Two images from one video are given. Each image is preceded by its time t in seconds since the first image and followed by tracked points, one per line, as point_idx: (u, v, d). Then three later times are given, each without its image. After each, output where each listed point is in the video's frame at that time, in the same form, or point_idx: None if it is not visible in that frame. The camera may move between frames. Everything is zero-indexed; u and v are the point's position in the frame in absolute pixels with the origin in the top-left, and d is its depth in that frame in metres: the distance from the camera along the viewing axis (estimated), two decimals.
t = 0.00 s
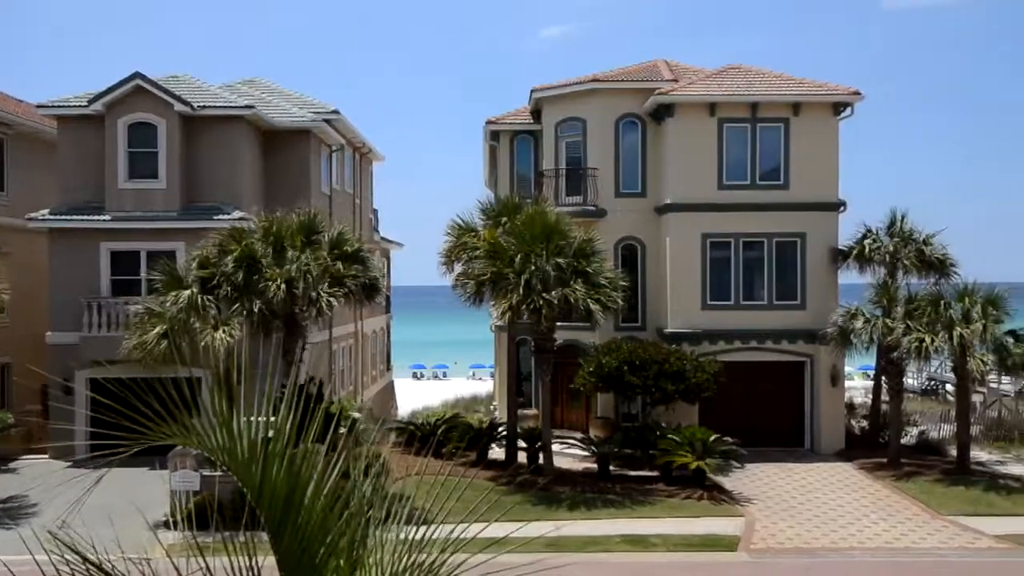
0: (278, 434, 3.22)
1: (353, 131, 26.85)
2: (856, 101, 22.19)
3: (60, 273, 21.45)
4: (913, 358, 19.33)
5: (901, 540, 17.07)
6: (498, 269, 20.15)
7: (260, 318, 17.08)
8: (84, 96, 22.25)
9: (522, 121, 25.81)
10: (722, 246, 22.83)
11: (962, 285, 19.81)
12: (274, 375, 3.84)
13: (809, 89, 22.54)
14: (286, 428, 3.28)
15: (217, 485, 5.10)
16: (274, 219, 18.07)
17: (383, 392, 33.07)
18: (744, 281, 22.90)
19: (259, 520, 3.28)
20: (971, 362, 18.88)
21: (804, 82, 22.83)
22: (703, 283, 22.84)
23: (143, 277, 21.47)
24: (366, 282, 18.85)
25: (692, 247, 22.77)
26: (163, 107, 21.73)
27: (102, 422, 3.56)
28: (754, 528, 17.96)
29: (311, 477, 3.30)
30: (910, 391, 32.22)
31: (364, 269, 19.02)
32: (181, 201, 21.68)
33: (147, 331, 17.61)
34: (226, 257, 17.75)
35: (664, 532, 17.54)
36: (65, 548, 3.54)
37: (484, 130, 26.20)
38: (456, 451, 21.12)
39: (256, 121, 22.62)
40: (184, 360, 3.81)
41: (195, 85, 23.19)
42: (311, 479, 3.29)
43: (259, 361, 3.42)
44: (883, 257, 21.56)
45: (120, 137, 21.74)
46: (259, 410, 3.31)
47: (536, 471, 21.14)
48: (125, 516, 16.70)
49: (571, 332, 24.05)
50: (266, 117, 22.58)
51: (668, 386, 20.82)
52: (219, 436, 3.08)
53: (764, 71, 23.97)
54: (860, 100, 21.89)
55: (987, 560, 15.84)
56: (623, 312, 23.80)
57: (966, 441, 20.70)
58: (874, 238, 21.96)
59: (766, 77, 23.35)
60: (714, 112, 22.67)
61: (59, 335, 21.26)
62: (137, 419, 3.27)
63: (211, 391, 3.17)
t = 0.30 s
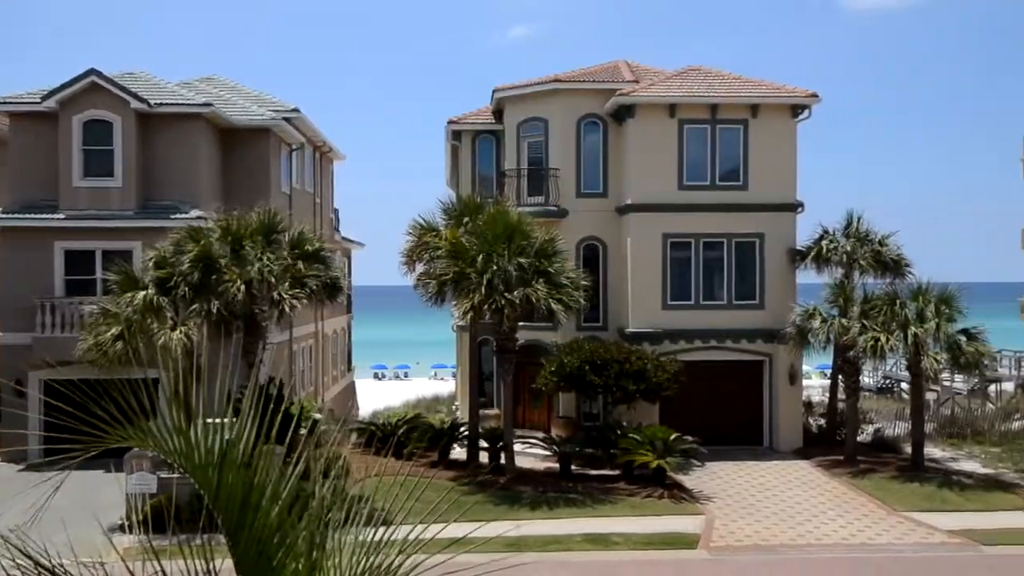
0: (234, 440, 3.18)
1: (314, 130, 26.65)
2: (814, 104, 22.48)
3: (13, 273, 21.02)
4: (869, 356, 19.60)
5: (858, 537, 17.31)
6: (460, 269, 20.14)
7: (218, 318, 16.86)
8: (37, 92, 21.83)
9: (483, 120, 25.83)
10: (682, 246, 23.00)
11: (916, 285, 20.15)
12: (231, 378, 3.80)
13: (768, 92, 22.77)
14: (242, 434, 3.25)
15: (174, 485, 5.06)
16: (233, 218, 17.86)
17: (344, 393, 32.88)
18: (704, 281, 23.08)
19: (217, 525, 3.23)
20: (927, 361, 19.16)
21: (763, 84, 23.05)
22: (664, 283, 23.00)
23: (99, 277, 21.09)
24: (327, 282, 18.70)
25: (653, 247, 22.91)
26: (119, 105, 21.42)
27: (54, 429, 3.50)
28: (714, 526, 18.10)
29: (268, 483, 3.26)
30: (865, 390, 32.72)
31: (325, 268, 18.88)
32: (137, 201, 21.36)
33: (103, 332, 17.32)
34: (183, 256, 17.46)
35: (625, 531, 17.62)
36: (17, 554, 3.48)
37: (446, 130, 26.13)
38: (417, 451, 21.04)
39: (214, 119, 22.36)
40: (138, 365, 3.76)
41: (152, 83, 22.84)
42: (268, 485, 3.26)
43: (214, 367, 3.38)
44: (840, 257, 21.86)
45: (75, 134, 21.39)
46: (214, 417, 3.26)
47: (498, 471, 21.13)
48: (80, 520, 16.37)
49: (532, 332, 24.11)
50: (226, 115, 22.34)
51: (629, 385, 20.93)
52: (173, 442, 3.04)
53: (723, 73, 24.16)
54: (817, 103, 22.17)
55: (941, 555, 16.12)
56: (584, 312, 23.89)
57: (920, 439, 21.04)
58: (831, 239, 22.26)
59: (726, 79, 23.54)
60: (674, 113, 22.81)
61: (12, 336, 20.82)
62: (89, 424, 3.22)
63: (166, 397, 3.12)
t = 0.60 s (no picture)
0: (195, 443, 3.14)
1: (274, 129, 26.41)
2: (773, 106, 22.74)
3: None
4: (827, 355, 19.85)
5: (817, 534, 17.53)
6: (422, 269, 20.08)
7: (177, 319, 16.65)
8: None
9: (446, 120, 25.78)
10: (644, 246, 23.14)
11: (873, 285, 20.47)
12: (193, 378, 3.76)
13: (729, 93, 22.96)
14: (203, 436, 3.20)
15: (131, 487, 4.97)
16: (193, 218, 17.64)
17: (305, 394, 32.63)
18: (666, 281, 23.24)
19: (177, 527, 3.19)
20: (883, 360, 19.45)
21: (723, 85, 23.24)
22: (626, 284, 23.11)
23: (54, 277, 20.69)
24: (288, 283, 18.55)
25: (615, 247, 23.02)
26: (74, 101, 21.07)
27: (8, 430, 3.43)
28: (676, 524, 18.23)
29: (229, 485, 3.23)
30: (824, 389, 33.14)
31: (285, 268, 18.73)
32: (93, 199, 21.02)
33: (58, 333, 17.02)
34: (141, 256, 17.21)
35: (588, 530, 17.68)
36: None
37: (409, 130, 26.03)
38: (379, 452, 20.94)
39: (173, 116, 22.08)
40: (95, 365, 3.68)
41: (109, 80, 22.50)
42: (229, 487, 3.23)
43: (175, 367, 3.33)
44: (799, 258, 22.12)
45: (29, 131, 21.01)
46: (175, 419, 3.21)
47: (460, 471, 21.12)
48: (34, 525, 16.05)
49: (495, 333, 24.09)
50: (184, 113, 22.07)
51: (592, 385, 21.01)
52: (132, 445, 2.98)
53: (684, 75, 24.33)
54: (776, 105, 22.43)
55: (898, 551, 16.37)
56: (547, 312, 23.93)
57: (877, 437, 21.36)
58: (790, 240, 22.53)
59: (687, 81, 23.71)
60: (636, 114, 22.93)
61: None
62: (46, 427, 3.15)
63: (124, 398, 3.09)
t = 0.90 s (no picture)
0: (150, 446, 3.08)
1: (231, 127, 26.12)
2: (731, 108, 22.96)
3: None
4: (784, 354, 20.07)
5: (773, 531, 17.73)
6: (381, 269, 19.98)
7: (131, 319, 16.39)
8: None
9: (405, 119, 25.68)
10: (604, 246, 23.24)
11: (828, 285, 20.76)
12: (146, 379, 3.70)
13: (687, 95, 23.14)
14: (158, 438, 3.15)
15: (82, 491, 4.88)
16: (147, 217, 17.38)
17: (262, 394, 32.31)
18: (625, 281, 23.36)
19: (130, 532, 3.13)
20: (838, 359, 19.73)
21: (682, 87, 23.42)
22: (586, 284, 23.20)
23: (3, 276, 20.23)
24: (244, 283, 18.37)
25: (574, 248, 23.10)
26: (24, 97, 20.66)
27: None
28: (634, 523, 18.34)
29: (183, 489, 3.18)
30: (780, 388, 33.52)
31: (242, 268, 18.55)
32: (45, 198, 20.62)
33: (8, 334, 16.67)
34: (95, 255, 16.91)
35: (547, 529, 17.74)
36: None
37: (368, 129, 25.88)
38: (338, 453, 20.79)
39: (126, 113, 21.76)
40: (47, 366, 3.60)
41: (61, 77, 22.11)
42: (182, 490, 3.18)
43: (130, 369, 3.27)
44: (757, 258, 22.36)
45: None
46: (129, 422, 3.15)
47: (420, 471, 21.05)
48: None
49: (455, 333, 24.03)
50: (139, 111, 21.75)
51: (551, 385, 21.05)
52: (85, 448, 2.92)
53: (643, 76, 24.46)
54: (733, 107, 22.65)
55: (851, 547, 16.61)
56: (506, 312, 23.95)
57: (832, 435, 21.66)
58: (747, 240, 22.77)
59: (646, 82, 23.84)
60: (595, 115, 23.02)
61: None
62: None
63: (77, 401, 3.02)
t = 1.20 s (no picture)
0: (99, 450, 3.02)
1: (183, 125, 25.77)
2: (686, 109, 23.18)
3: None
4: (738, 353, 20.30)
5: (727, 528, 17.92)
6: (337, 268, 19.85)
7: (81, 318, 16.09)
8: None
9: (362, 117, 25.54)
10: (560, 247, 23.32)
11: (781, 285, 21.04)
12: (97, 380, 3.64)
13: (643, 96, 23.31)
14: (110, 439, 3.09)
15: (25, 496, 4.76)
16: (97, 215, 17.06)
17: (215, 396, 31.91)
18: (581, 281, 23.45)
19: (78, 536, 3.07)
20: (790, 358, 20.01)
21: (638, 89, 23.58)
22: (542, 284, 23.25)
23: None
24: (197, 283, 18.15)
25: (531, 248, 23.15)
26: None
27: None
28: (590, 522, 18.42)
29: (132, 493, 3.12)
30: (734, 387, 33.90)
31: (195, 269, 18.32)
32: None
33: None
34: (43, 254, 16.58)
35: (504, 529, 17.75)
36: None
37: (324, 128, 25.69)
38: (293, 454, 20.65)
39: (76, 110, 21.37)
40: None
41: (8, 72, 21.63)
42: (132, 494, 3.13)
43: (80, 370, 3.20)
44: (711, 258, 22.58)
45: None
46: (78, 425, 3.08)
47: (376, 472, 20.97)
48: None
49: (412, 333, 23.94)
50: (88, 107, 21.37)
51: (508, 385, 21.07)
52: (33, 450, 2.84)
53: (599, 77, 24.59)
54: (688, 108, 22.87)
55: (803, 544, 16.86)
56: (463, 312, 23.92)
57: (785, 433, 21.96)
58: (702, 241, 22.99)
59: (602, 83, 23.96)
60: (552, 115, 23.09)
61: None
62: None
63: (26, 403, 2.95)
